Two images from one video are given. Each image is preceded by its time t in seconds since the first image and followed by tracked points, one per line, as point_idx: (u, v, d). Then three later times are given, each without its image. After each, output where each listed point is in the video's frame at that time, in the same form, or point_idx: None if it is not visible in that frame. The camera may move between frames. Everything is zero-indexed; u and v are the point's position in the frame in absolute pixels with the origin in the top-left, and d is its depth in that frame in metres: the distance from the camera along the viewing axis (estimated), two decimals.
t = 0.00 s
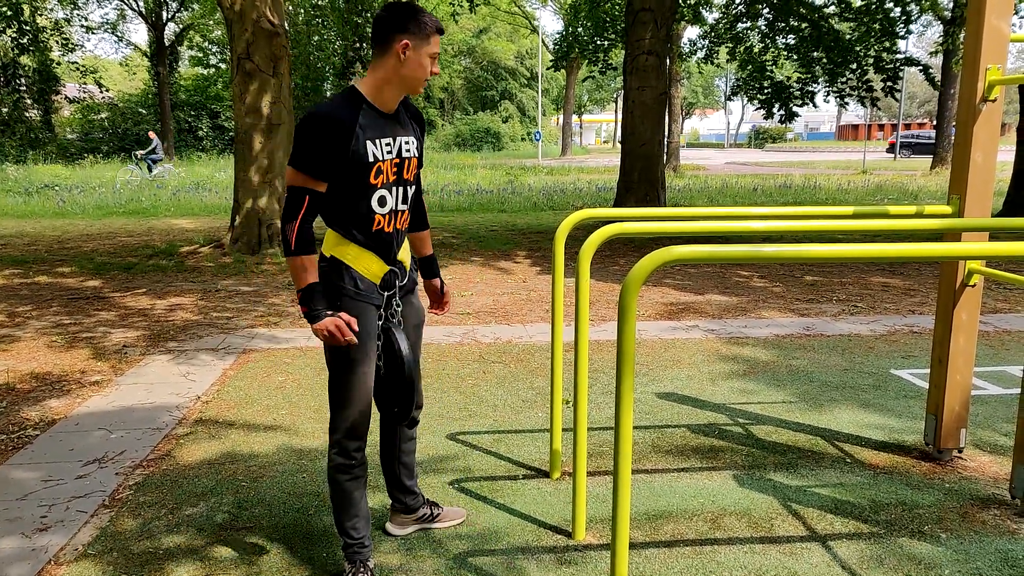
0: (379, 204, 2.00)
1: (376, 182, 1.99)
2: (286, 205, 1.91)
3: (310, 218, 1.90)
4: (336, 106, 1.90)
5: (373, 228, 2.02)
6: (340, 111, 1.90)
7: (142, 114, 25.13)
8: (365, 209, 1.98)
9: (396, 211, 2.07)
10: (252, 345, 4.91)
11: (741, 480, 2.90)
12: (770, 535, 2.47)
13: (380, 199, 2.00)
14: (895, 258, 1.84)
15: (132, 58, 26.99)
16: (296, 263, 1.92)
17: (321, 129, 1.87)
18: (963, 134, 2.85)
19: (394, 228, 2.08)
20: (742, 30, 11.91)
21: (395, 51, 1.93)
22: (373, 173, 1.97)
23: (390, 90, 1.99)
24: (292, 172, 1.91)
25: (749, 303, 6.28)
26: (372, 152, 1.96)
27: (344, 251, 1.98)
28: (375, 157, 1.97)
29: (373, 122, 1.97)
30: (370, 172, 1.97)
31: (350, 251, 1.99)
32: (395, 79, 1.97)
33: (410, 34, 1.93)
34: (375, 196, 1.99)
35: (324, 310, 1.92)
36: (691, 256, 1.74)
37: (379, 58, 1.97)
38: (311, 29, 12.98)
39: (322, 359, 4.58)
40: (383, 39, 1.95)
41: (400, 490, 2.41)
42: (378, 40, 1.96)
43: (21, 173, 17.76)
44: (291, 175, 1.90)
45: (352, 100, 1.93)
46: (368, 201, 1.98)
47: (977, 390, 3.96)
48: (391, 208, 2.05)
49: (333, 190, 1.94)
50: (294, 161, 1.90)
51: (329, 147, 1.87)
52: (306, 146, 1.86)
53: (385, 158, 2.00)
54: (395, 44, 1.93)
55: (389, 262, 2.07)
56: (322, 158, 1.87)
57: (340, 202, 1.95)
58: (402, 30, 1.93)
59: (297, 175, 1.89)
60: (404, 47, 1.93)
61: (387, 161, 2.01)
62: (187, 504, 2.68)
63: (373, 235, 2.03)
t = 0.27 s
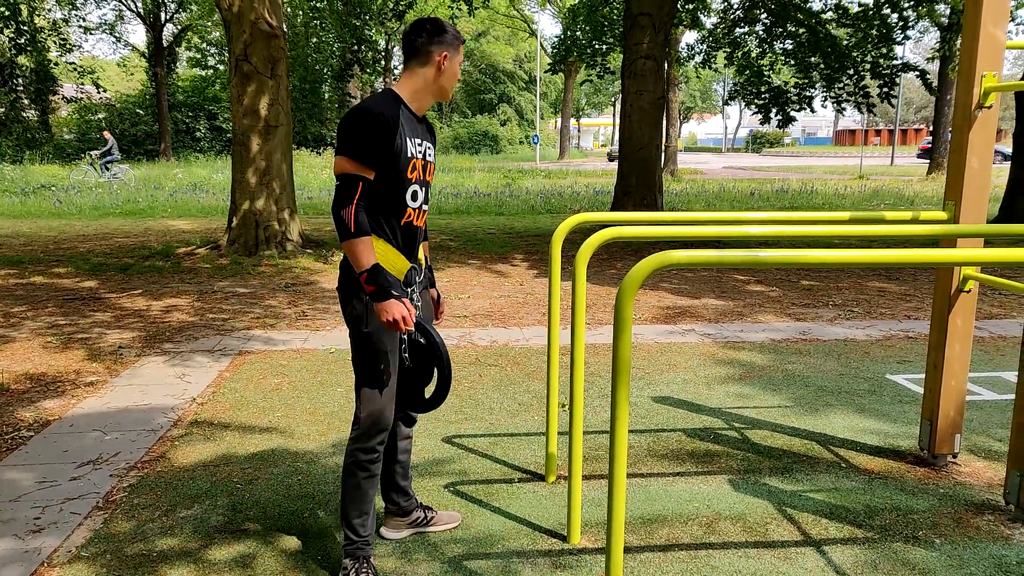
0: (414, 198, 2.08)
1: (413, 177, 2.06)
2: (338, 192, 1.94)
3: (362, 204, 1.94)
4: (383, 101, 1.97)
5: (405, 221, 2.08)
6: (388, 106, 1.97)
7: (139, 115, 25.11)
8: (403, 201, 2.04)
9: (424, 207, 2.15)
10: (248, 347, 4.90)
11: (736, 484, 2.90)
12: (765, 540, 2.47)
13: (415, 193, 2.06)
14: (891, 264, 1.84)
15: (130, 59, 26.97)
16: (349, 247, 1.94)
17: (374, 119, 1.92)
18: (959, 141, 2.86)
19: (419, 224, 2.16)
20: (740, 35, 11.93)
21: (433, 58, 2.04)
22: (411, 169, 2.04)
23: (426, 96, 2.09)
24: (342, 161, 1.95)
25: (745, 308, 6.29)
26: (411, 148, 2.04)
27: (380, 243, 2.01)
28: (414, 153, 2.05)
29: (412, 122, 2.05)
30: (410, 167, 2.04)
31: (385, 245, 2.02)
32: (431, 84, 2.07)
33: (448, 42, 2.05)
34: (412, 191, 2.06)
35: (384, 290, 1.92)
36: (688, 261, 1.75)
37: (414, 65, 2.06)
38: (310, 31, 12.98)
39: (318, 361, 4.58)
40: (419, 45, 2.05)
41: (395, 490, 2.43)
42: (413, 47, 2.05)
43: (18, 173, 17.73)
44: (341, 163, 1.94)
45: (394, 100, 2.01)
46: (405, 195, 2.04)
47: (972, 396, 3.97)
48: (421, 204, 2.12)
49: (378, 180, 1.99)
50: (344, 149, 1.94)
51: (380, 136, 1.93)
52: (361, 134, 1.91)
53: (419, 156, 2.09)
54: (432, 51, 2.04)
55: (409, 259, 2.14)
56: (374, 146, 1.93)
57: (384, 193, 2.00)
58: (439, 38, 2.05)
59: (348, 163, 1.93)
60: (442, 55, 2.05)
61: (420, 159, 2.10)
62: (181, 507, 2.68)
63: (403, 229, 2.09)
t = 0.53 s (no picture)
0: (430, 195, 2.14)
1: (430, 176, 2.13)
2: (360, 181, 1.96)
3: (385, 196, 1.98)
4: (404, 99, 2.02)
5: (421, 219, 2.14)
6: (410, 103, 2.02)
7: (133, 116, 25.03)
8: (419, 198, 2.10)
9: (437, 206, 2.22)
10: (242, 350, 4.89)
11: (730, 488, 2.91)
12: (759, 543, 2.47)
13: (432, 191, 2.13)
14: (885, 268, 1.85)
15: (124, 60, 26.90)
16: (376, 236, 1.98)
17: (399, 114, 1.97)
18: (951, 146, 2.87)
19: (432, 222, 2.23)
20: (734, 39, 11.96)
21: (447, 64, 2.12)
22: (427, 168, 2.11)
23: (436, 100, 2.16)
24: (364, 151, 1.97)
25: (740, 311, 6.30)
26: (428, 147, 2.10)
27: (403, 238, 2.07)
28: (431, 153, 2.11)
29: (429, 123, 2.11)
30: (430, 166, 2.10)
31: (406, 239, 2.07)
32: (445, 87, 2.14)
33: (462, 51, 2.14)
34: (428, 188, 2.12)
35: (416, 274, 1.99)
36: (682, 264, 1.75)
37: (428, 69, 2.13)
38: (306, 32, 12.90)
39: (312, 364, 4.57)
40: (434, 50, 2.11)
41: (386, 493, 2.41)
42: (428, 51, 2.11)
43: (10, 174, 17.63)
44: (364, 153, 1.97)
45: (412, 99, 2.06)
46: (422, 192, 2.10)
47: (964, 399, 3.99)
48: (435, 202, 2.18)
49: (397, 175, 2.03)
50: (367, 140, 1.97)
51: (404, 132, 1.98)
52: (387, 128, 1.96)
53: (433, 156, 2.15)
54: (447, 57, 2.12)
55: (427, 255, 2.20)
56: (399, 140, 1.97)
57: (402, 187, 2.05)
58: (454, 46, 2.13)
59: (372, 153, 1.96)
60: (455, 61, 2.13)
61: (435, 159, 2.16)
62: (173, 510, 2.67)
63: (420, 227, 2.14)
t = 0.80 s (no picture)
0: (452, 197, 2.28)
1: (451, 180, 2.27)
2: (399, 188, 2.06)
3: (423, 200, 2.10)
4: (430, 108, 2.13)
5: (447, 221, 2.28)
6: (436, 113, 2.13)
7: (124, 119, 24.91)
8: (447, 200, 2.23)
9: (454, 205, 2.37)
10: (232, 353, 4.87)
11: (721, 492, 2.92)
12: (749, 547, 2.48)
13: (454, 194, 2.27)
14: (874, 272, 1.86)
15: (115, 62, 26.78)
16: (420, 238, 2.10)
17: (429, 123, 2.09)
18: (939, 152, 2.90)
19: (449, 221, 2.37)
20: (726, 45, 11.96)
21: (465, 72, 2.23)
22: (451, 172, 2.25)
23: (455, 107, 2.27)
24: (400, 159, 2.08)
25: (731, 315, 6.33)
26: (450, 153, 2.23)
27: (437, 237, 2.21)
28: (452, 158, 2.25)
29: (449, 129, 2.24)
30: (453, 170, 2.24)
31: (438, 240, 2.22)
32: (461, 94, 2.26)
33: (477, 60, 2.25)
34: (451, 191, 2.26)
35: (465, 263, 2.17)
36: (672, 269, 1.76)
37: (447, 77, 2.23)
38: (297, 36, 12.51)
39: (303, 368, 4.55)
40: (451, 58, 2.22)
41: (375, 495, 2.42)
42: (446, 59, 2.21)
43: None
44: (400, 162, 2.07)
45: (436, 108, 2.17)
46: (448, 194, 2.24)
47: (953, 403, 4.02)
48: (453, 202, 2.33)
49: (429, 182, 2.15)
50: (401, 150, 2.08)
51: (437, 141, 2.10)
52: (420, 137, 2.07)
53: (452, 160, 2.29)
54: (465, 66, 2.23)
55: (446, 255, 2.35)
56: (430, 148, 2.09)
57: (433, 191, 2.17)
58: (468, 54, 2.24)
59: (407, 161, 2.07)
60: (469, 70, 2.25)
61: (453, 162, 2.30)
62: (162, 516, 2.65)
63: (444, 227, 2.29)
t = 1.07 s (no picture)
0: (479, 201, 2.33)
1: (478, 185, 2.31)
2: (445, 208, 2.06)
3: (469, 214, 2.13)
4: (467, 123, 2.13)
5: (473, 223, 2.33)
6: (473, 126, 2.14)
7: (113, 121, 24.77)
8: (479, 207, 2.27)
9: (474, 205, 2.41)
10: (222, 357, 4.85)
11: (711, 494, 2.92)
12: (740, 549, 2.49)
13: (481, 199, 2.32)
14: (862, 276, 1.88)
15: (104, 65, 26.62)
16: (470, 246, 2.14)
17: (470, 139, 2.09)
18: (926, 156, 2.92)
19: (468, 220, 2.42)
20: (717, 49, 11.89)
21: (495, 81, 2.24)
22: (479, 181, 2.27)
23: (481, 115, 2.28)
24: (442, 178, 2.07)
25: (722, 318, 6.35)
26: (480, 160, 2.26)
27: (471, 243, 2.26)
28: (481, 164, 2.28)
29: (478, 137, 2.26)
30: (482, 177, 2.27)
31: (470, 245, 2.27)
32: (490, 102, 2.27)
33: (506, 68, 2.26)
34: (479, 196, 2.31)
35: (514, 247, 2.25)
36: (662, 272, 1.77)
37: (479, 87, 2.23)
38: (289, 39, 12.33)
39: (293, 372, 4.54)
40: (482, 65, 2.21)
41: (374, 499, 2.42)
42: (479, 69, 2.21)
43: None
44: (443, 181, 2.07)
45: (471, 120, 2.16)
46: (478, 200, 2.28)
47: (941, 405, 4.05)
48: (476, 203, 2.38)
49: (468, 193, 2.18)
50: (443, 168, 2.07)
51: (478, 156, 2.12)
52: (464, 154, 2.08)
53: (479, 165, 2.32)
54: (494, 72, 2.23)
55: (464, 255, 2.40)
56: (471, 163, 2.10)
57: (471, 201, 2.18)
58: (497, 60, 2.24)
59: (449, 181, 2.07)
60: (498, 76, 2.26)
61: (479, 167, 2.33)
62: (150, 521, 2.63)
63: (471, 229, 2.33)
